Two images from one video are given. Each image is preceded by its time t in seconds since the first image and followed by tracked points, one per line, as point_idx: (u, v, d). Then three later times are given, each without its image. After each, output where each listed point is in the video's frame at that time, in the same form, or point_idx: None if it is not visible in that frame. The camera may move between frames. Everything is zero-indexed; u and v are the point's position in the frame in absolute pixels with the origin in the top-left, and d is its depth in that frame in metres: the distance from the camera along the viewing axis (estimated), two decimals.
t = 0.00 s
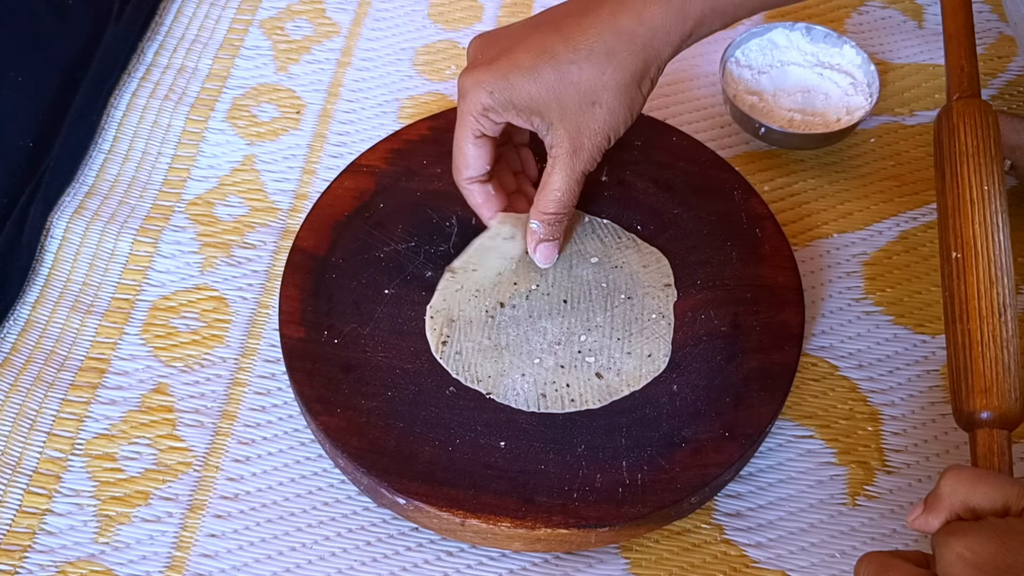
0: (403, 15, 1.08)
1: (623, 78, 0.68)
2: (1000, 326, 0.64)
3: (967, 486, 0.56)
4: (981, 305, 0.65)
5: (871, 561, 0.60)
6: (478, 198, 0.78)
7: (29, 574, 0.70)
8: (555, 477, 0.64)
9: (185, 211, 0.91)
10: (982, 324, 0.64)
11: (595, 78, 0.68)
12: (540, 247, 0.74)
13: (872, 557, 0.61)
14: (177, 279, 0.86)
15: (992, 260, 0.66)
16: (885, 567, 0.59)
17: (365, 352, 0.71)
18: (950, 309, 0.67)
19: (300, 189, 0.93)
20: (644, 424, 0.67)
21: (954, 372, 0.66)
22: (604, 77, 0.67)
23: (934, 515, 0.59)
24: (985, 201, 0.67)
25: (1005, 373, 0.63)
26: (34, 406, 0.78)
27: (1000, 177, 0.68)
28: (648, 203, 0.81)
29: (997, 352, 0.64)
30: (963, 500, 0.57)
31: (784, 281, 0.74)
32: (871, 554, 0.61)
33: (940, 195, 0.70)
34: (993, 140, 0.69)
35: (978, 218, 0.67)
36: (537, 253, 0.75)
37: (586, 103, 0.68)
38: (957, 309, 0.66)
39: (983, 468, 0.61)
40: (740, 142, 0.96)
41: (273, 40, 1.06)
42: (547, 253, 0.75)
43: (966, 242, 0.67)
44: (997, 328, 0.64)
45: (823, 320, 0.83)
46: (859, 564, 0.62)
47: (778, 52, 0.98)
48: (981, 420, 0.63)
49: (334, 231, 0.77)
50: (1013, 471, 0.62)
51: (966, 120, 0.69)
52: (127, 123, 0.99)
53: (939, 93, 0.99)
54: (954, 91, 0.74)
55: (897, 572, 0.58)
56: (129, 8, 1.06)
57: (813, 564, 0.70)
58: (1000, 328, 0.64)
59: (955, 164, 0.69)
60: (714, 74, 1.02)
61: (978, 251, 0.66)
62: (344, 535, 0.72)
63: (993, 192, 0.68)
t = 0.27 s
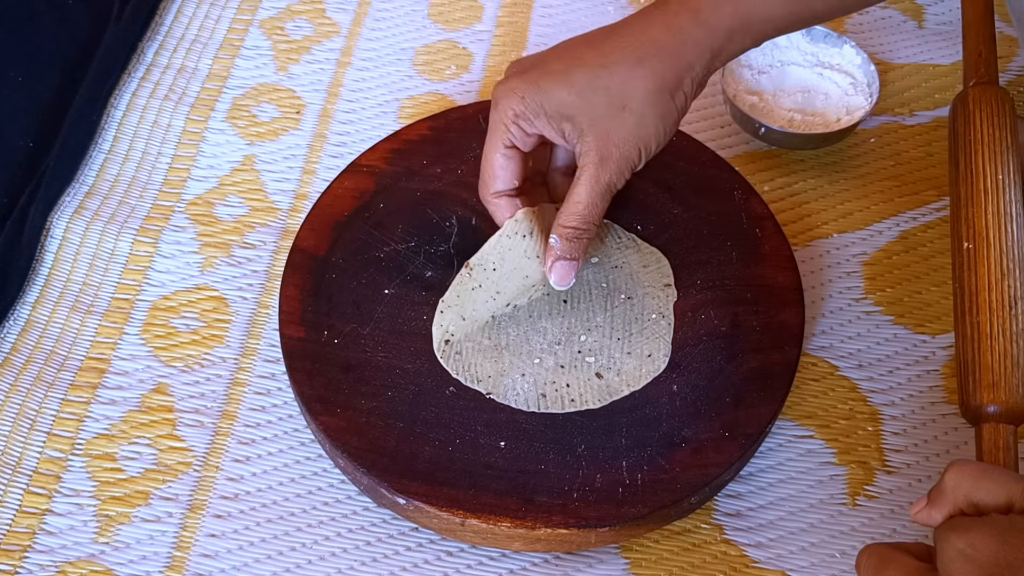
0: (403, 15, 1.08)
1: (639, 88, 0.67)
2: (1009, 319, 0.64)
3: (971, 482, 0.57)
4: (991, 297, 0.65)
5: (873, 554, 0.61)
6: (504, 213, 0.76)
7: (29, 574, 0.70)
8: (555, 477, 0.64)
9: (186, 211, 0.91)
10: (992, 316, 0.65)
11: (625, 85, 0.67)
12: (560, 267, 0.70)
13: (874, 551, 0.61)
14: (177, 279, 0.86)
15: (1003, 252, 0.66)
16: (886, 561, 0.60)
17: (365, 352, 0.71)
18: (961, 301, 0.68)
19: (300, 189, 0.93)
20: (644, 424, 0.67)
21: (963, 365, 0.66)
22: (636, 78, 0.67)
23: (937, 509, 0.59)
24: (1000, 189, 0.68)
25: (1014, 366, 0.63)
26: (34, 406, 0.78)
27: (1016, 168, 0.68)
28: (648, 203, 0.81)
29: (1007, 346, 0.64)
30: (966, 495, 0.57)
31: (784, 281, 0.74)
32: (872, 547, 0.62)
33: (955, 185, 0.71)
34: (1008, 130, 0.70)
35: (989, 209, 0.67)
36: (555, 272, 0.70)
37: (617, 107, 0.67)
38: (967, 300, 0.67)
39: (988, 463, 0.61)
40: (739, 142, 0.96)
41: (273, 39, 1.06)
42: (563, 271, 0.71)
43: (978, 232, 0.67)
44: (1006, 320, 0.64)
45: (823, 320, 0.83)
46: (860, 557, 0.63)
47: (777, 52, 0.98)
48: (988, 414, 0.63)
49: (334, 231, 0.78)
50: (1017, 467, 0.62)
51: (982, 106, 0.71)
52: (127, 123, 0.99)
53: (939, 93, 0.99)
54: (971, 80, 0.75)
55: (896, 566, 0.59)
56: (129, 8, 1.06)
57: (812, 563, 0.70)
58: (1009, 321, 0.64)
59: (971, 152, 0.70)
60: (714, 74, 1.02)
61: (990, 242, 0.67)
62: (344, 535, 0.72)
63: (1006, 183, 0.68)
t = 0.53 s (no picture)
0: (403, 15, 1.08)
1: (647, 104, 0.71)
2: (1012, 322, 0.64)
3: (974, 484, 0.57)
4: (994, 300, 0.65)
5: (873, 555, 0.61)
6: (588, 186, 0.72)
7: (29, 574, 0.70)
8: (554, 477, 0.64)
9: (186, 211, 0.91)
10: (994, 319, 0.65)
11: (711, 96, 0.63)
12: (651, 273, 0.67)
13: (874, 552, 0.61)
14: (177, 279, 0.86)
15: (1006, 255, 0.66)
16: (887, 561, 0.60)
17: (365, 352, 0.71)
18: (964, 303, 0.68)
19: (300, 189, 0.93)
20: (644, 424, 0.67)
21: (965, 367, 0.66)
22: (713, 65, 0.62)
23: (939, 511, 0.59)
24: (1004, 191, 0.68)
25: (1017, 369, 0.63)
26: (34, 406, 0.78)
27: (1020, 172, 0.69)
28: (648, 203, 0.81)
29: (1009, 349, 0.64)
30: (969, 498, 0.57)
31: (784, 281, 0.74)
32: (873, 546, 0.62)
33: (958, 187, 0.72)
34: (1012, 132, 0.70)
35: (994, 211, 0.68)
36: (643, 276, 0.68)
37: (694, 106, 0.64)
38: (970, 303, 0.67)
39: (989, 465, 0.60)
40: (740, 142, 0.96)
41: (272, 39, 1.06)
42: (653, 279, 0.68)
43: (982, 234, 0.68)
44: (1009, 323, 0.64)
45: (823, 320, 0.83)
46: (861, 557, 0.63)
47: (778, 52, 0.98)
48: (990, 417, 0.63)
49: (334, 231, 0.78)
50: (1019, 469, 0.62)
51: (987, 109, 0.72)
52: (127, 123, 0.99)
53: (939, 93, 0.99)
54: (974, 83, 0.76)
55: (897, 567, 0.59)
56: (129, 8, 1.06)
57: (812, 563, 0.70)
58: (1011, 324, 0.64)
59: (975, 154, 0.70)
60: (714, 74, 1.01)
61: (993, 244, 0.67)
62: (344, 535, 0.72)
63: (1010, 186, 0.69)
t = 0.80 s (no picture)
0: (402, 14, 1.08)
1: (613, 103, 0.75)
2: (1011, 320, 0.64)
3: (972, 482, 0.57)
4: (993, 297, 0.65)
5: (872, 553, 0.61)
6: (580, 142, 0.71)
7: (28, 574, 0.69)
8: (555, 477, 0.64)
9: (185, 211, 0.91)
10: (994, 317, 0.64)
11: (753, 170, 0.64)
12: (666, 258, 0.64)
13: (873, 550, 0.61)
14: (176, 279, 0.86)
15: (1007, 253, 0.66)
16: (886, 560, 0.59)
17: (364, 352, 0.70)
18: (965, 301, 0.68)
19: (299, 189, 0.93)
20: (644, 424, 0.67)
21: (965, 365, 0.66)
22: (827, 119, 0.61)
23: (937, 509, 0.59)
24: (1005, 188, 0.68)
25: (1016, 368, 0.63)
26: (33, 406, 0.78)
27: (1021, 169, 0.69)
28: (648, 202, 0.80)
29: (1009, 347, 0.63)
30: (967, 496, 0.57)
31: (784, 281, 0.74)
32: (873, 544, 0.61)
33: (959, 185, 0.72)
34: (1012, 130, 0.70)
35: (994, 209, 0.67)
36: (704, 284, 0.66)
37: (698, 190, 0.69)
38: (970, 301, 0.67)
39: (987, 463, 0.60)
40: (740, 142, 0.96)
41: (272, 39, 1.06)
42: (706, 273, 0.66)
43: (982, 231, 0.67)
44: (1008, 321, 0.64)
45: (823, 320, 0.83)
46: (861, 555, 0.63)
47: (778, 52, 0.97)
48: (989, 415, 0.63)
49: (334, 231, 0.77)
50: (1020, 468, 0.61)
51: (987, 106, 0.72)
52: (126, 122, 0.98)
53: (940, 92, 0.98)
54: (975, 81, 0.76)
55: (896, 566, 0.58)
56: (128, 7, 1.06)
57: (813, 564, 0.69)
58: (1011, 322, 0.64)
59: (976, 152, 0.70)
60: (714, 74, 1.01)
61: (993, 242, 0.67)
62: (344, 536, 0.71)
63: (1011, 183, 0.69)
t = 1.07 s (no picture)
0: (403, 15, 1.08)
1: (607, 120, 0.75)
2: (1009, 324, 0.64)
3: (969, 482, 0.57)
4: (991, 302, 0.65)
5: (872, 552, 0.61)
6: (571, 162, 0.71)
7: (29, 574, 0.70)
8: (555, 477, 0.64)
9: (185, 211, 0.91)
10: (991, 321, 0.65)
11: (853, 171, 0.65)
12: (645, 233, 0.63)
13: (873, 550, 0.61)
14: (177, 279, 0.86)
15: (1003, 258, 0.66)
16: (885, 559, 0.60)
17: (365, 352, 0.71)
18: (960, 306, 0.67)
19: (300, 189, 0.93)
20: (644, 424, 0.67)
21: (963, 368, 0.66)
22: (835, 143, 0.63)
23: (935, 509, 0.59)
24: (1004, 193, 0.68)
25: (1014, 372, 0.63)
26: (34, 406, 0.78)
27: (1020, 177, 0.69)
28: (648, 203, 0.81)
29: (1006, 350, 0.64)
30: (964, 496, 0.57)
31: (783, 282, 0.74)
32: (872, 544, 0.62)
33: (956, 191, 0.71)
34: (1011, 137, 0.70)
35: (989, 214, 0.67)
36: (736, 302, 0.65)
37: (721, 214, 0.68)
38: (967, 305, 0.67)
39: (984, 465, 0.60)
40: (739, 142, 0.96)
41: (272, 40, 1.06)
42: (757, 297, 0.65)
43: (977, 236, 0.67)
44: (1006, 325, 0.64)
45: (823, 320, 0.83)
46: (860, 554, 0.63)
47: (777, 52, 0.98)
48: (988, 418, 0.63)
49: (334, 231, 0.78)
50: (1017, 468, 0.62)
51: (986, 114, 0.71)
52: (127, 123, 0.99)
53: (939, 92, 0.99)
54: (973, 89, 0.76)
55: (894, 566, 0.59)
56: (129, 8, 1.06)
57: (812, 563, 0.69)
58: (1008, 326, 0.64)
59: (972, 158, 0.70)
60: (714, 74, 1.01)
61: (991, 247, 0.66)
62: (344, 535, 0.72)
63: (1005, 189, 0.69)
